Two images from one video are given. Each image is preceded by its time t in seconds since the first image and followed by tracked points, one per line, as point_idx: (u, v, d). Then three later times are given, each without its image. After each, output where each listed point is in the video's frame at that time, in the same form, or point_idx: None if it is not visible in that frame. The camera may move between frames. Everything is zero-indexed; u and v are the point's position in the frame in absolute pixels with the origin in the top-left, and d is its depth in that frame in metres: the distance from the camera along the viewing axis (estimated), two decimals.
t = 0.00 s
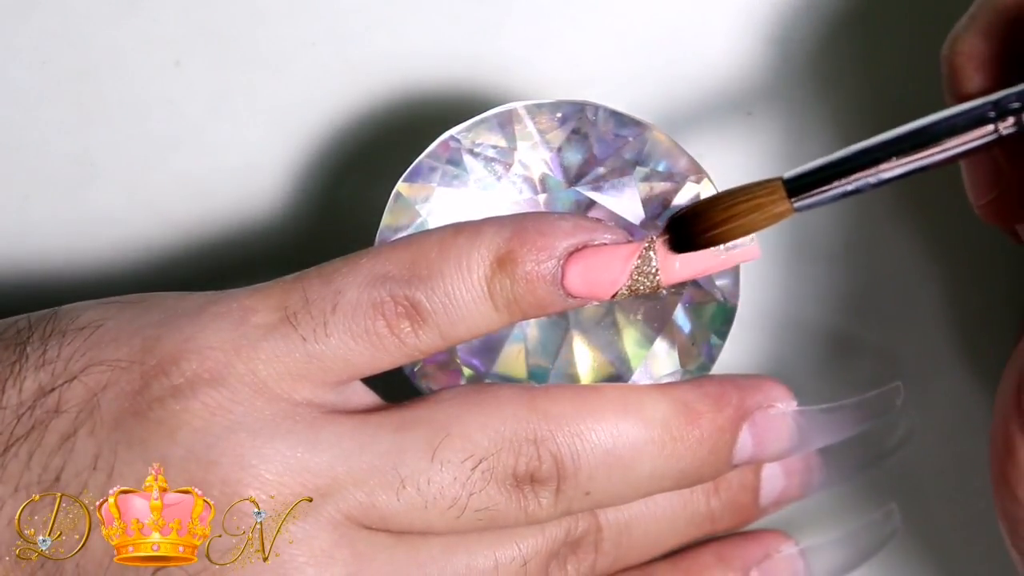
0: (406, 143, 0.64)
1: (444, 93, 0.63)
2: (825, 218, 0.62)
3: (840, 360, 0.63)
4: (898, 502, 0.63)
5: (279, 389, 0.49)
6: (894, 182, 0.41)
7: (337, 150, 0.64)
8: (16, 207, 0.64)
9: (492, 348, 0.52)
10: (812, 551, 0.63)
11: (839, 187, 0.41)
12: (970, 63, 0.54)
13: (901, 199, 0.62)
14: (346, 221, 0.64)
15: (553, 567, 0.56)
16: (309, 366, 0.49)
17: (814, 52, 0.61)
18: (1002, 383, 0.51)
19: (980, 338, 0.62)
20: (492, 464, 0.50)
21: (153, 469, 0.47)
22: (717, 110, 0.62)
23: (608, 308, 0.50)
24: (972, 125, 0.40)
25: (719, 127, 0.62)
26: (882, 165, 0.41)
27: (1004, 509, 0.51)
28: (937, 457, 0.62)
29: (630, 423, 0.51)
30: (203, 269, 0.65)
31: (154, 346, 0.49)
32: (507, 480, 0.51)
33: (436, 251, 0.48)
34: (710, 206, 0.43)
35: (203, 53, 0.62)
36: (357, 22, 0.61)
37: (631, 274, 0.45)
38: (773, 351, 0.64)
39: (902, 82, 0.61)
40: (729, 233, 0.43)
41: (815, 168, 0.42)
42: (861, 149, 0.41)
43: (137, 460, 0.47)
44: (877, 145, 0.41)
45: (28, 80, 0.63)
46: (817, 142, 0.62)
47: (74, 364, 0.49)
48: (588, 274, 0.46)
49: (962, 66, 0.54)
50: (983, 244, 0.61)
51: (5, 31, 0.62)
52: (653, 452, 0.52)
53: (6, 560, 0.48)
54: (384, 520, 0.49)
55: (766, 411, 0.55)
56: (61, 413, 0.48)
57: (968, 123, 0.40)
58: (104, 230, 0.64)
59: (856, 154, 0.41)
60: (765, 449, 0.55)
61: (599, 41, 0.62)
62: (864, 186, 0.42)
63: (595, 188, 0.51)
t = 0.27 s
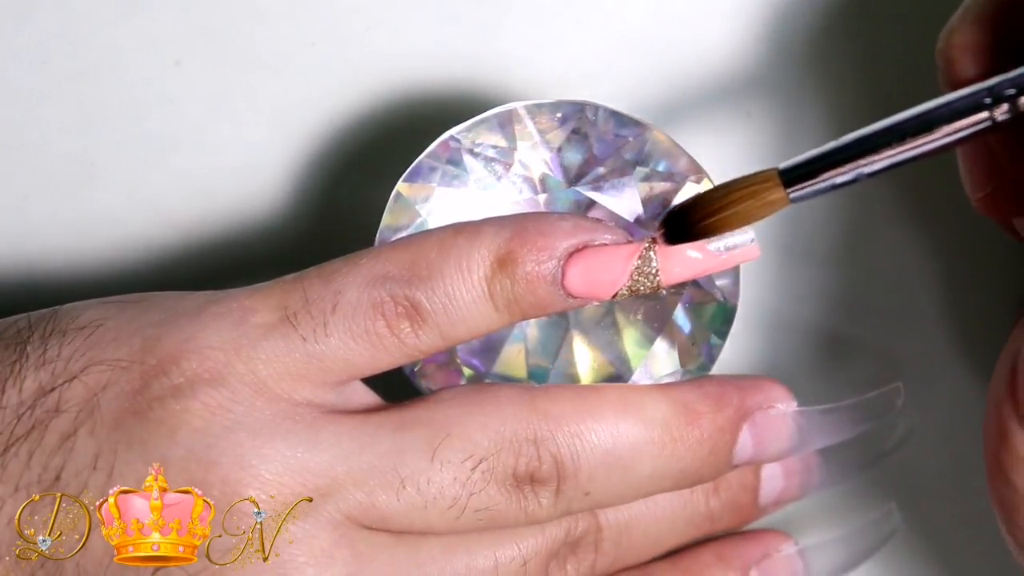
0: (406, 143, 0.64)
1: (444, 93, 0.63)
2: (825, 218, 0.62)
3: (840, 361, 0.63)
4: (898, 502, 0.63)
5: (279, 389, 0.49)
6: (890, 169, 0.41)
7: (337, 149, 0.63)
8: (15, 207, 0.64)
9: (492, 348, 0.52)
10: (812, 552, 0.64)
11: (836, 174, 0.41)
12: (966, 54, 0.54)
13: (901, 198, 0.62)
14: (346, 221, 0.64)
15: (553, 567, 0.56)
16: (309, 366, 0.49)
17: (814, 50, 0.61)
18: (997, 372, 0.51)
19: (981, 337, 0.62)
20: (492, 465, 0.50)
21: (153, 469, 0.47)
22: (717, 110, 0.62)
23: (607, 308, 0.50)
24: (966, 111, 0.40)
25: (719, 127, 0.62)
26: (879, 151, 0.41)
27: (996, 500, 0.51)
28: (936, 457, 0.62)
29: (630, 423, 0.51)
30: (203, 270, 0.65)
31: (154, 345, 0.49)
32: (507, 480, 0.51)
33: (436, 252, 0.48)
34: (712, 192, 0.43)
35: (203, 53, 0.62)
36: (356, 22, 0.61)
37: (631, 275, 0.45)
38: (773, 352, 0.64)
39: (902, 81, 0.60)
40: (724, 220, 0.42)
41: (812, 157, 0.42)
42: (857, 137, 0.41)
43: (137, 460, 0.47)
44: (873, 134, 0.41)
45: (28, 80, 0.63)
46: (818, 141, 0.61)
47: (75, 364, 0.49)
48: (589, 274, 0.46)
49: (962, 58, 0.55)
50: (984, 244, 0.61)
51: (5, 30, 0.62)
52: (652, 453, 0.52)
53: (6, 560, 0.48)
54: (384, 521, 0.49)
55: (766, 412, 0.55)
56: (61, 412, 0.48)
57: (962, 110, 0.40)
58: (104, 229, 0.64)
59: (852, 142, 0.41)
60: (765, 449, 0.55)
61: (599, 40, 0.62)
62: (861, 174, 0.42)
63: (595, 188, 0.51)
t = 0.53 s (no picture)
0: (408, 144, 0.64)
1: (446, 93, 0.63)
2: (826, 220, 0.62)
3: (840, 361, 0.63)
4: (898, 501, 0.63)
5: (279, 389, 0.49)
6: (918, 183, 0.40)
7: (339, 150, 0.64)
8: (15, 208, 0.64)
9: (492, 348, 0.52)
10: (812, 552, 0.64)
11: (861, 191, 0.40)
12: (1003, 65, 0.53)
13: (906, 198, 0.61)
14: (347, 222, 0.65)
15: (553, 567, 0.56)
16: (309, 365, 0.49)
17: (816, 51, 0.61)
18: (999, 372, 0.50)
19: (985, 339, 0.61)
20: (492, 464, 0.50)
21: (153, 469, 0.47)
22: (718, 111, 0.62)
23: (608, 307, 0.50)
24: (1002, 119, 0.39)
25: (718, 127, 0.62)
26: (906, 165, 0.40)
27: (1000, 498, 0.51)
28: (936, 457, 0.62)
29: (629, 423, 0.51)
30: (205, 270, 0.65)
31: (154, 345, 0.49)
32: (506, 480, 0.51)
33: (436, 251, 0.48)
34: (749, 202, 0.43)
35: (203, 53, 0.62)
36: (356, 22, 0.61)
37: (631, 274, 0.45)
38: (772, 351, 0.65)
39: (902, 82, 0.60)
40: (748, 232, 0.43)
41: (836, 174, 0.41)
42: (883, 152, 0.41)
43: (136, 460, 0.47)
44: (910, 145, 0.40)
45: (28, 80, 0.63)
46: (818, 142, 0.62)
47: (75, 364, 0.49)
48: (589, 273, 0.46)
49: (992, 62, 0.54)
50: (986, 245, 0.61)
51: (5, 31, 0.62)
52: (652, 453, 0.52)
53: (7, 560, 0.48)
54: (383, 520, 0.49)
55: (765, 412, 0.55)
56: (61, 412, 0.48)
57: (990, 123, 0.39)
58: (104, 230, 0.64)
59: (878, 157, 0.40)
60: (765, 450, 0.55)
61: (599, 41, 0.62)
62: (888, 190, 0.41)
63: (595, 188, 0.51)
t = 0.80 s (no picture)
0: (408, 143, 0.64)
1: (447, 93, 0.63)
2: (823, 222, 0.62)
3: (840, 360, 0.63)
4: (898, 501, 0.63)
5: (279, 389, 0.49)
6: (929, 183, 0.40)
7: (339, 150, 0.64)
8: (16, 209, 0.64)
9: (491, 349, 0.52)
10: (811, 551, 0.63)
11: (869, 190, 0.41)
12: None
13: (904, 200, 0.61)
14: (347, 222, 0.65)
15: (552, 567, 0.56)
16: (309, 366, 0.49)
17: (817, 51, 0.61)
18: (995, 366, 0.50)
19: (978, 337, 0.62)
20: (491, 464, 0.50)
21: (153, 469, 0.47)
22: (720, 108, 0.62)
23: (608, 307, 0.50)
24: None
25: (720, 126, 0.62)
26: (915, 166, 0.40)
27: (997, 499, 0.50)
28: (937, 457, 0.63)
29: (629, 423, 0.51)
30: (204, 270, 0.65)
31: (154, 345, 0.49)
32: (506, 480, 0.51)
33: (435, 251, 0.48)
34: (831, 195, 0.44)
35: (202, 54, 0.62)
36: (356, 22, 0.61)
37: (630, 274, 0.45)
38: (773, 351, 0.64)
39: (901, 83, 0.61)
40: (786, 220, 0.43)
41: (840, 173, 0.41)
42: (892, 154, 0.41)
43: (136, 460, 0.47)
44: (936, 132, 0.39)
45: (28, 81, 0.63)
46: (817, 143, 0.62)
47: (75, 364, 0.49)
48: (589, 273, 0.46)
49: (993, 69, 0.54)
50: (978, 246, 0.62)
51: (5, 32, 0.62)
52: (652, 453, 0.52)
53: (7, 560, 0.48)
54: (383, 520, 0.49)
55: (766, 412, 0.55)
56: (61, 412, 0.49)
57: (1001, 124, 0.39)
58: (104, 230, 0.64)
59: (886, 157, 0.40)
60: (765, 450, 0.55)
61: (599, 40, 0.62)
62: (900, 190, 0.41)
63: (596, 188, 0.51)
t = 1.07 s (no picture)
0: (406, 142, 0.64)
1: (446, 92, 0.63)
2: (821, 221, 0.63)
3: (839, 360, 0.64)
4: (898, 501, 0.63)
5: (279, 389, 0.49)
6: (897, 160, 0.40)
7: (338, 148, 0.64)
8: (15, 208, 0.64)
9: (491, 348, 0.52)
10: (812, 550, 0.64)
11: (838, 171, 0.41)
12: None
13: (902, 202, 0.62)
14: (346, 221, 0.65)
15: (552, 566, 0.56)
16: (309, 365, 0.49)
17: (818, 51, 0.61)
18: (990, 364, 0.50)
19: (979, 337, 0.62)
20: (491, 464, 0.50)
21: (153, 469, 0.47)
22: (717, 111, 0.62)
23: (608, 308, 0.50)
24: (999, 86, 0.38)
25: (717, 127, 0.63)
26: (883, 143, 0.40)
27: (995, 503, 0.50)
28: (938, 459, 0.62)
29: (629, 424, 0.51)
30: (204, 270, 0.65)
31: (154, 345, 0.49)
32: (506, 480, 0.51)
33: (435, 251, 0.48)
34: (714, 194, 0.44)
35: (202, 54, 0.62)
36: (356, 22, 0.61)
37: (630, 274, 0.45)
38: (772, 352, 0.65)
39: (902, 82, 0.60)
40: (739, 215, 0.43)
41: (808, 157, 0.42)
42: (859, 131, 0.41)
43: (136, 460, 0.47)
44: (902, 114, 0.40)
45: (27, 80, 0.63)
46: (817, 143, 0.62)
47: (75, 363, 0.49)
48: (589, 273, 0.46)
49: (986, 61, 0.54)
50: (979, 246, 0.61)
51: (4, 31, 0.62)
52: (652, 453, 0.52)
53: (7, 560, 0.48)
54: (383, 519, 0.49)
55: (765, 412, 0.55)
56: (61, 411, 0.48)
57: (969, 98, 0.39)
58: (104, 230, 0.64)
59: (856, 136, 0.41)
60: (765, 450, 0.55)
61: (598, 42, 0.62)
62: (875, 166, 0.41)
63: (595, 188, 0.51)
